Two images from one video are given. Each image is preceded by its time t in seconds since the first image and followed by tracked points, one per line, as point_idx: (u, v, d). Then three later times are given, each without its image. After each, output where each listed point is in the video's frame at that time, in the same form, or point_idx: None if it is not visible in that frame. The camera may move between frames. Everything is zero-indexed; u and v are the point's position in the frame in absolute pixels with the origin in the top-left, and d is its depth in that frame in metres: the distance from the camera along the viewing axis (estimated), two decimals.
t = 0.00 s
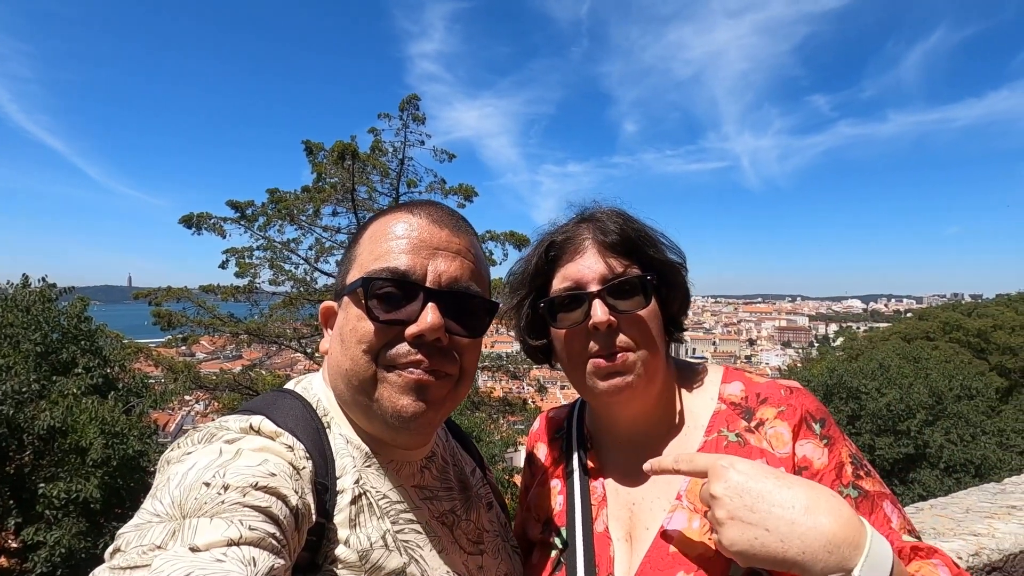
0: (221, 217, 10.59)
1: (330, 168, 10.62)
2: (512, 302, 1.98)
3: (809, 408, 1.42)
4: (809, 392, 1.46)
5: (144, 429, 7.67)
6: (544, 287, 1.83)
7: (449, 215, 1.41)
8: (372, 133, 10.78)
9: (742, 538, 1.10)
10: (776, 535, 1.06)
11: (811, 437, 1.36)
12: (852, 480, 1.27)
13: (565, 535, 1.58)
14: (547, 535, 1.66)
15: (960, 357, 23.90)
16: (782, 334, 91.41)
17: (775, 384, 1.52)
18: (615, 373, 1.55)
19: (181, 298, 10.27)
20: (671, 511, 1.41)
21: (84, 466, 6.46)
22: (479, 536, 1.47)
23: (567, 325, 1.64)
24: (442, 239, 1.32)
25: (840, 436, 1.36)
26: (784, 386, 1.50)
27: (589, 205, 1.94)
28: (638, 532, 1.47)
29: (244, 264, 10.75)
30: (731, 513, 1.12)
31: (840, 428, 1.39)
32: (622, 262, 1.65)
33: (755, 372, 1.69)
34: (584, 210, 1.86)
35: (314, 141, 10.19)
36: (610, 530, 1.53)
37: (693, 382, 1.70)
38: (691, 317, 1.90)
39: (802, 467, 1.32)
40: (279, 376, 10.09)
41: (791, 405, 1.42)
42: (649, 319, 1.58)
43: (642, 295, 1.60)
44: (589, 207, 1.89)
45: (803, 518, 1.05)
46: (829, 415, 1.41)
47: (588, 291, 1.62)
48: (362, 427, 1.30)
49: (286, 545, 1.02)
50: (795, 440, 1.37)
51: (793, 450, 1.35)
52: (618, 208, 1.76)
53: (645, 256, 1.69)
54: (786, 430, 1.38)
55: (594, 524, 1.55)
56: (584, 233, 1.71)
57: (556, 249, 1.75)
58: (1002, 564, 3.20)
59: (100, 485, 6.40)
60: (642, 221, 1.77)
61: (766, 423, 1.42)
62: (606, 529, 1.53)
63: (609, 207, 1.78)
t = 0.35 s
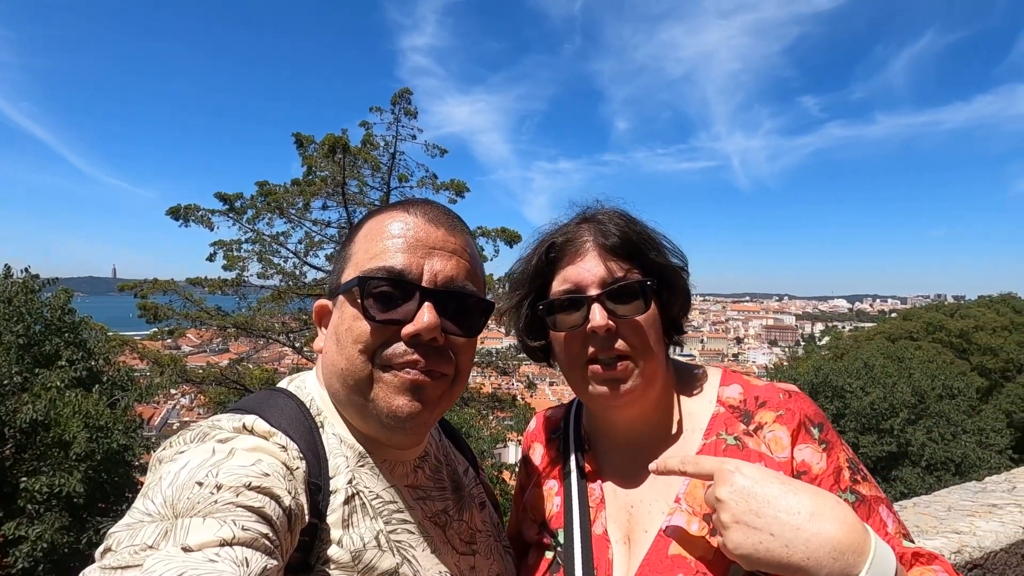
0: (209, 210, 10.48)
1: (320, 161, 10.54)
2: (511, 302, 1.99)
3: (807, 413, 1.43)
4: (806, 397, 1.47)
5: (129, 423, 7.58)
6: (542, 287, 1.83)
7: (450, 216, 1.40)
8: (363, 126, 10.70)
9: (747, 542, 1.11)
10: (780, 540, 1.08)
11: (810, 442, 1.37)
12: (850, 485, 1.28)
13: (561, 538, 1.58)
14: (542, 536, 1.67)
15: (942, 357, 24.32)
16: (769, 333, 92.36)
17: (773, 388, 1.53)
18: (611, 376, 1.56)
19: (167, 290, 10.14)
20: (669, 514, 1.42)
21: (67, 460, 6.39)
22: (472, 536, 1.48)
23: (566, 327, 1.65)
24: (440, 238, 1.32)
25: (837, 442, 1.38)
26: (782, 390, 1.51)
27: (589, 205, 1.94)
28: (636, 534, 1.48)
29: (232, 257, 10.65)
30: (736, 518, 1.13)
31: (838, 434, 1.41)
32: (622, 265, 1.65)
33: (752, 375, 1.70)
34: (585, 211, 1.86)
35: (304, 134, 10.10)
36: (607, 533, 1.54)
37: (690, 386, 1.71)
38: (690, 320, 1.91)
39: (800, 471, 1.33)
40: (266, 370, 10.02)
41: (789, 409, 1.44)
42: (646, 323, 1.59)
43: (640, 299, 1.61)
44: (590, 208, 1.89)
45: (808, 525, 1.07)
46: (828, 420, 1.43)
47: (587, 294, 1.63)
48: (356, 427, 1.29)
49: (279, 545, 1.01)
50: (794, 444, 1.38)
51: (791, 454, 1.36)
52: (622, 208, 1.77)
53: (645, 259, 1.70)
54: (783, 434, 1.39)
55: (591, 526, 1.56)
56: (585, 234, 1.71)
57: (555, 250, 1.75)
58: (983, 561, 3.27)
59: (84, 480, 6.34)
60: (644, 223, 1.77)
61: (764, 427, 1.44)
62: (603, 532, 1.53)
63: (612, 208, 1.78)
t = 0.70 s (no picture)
0: (197, 203, 10.36)
1: (311, 155, 10.46)
2: (507, 302, 1.99)
3: (799, 414, 1.46)
4: (799, 398, 1.49)
5: (115, 418, 7.49)
6: (537, 288, 1.84)
7: (449, 216, 1.40)
8: (354, 120, 10.62)
9: (741, 520, 1.15)
10: (774, 527, 1.11)
11: (801, 444, 1.39)
12: (841, 486, 1.31)
13: (557, 538, 1.59)
14: (537, 537, 1.68)
15: (925, 356, 24.71)
16: (757, 331, 93.24)
17: (765, 390, 1.55)
18: (605, 379, 1.58)
19: (154, 284, 10.03)
20: (664, 516, 1.44)
21: (51, 455, 6.31)
22: (469, 536, 1.48)
23: (560, 330, 1.65)
24: (440, 239, 1.32)
25: (828, 443, 1.40)
26: (774, 392, 1.54)
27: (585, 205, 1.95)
28: (631, 536, 1.50)
29: (220, 251, 10.54)
30: (735, 496, 1.17)
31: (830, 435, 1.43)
32: (617, 268, 1.66)
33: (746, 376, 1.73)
34: (580, 212, 1.87)
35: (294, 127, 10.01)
36: (602, 534, 1.55)
37: (685, 388, 1.73)
38: (686, 320, 1.92)
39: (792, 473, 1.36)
40: (255, 365, 9.94)
41: (781, 411, 1.46)
42: (640, 325, 1.61)
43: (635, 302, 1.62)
44: (586, 209, 1.90)
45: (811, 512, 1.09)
46: (819, 422, 1.45)
47: (582, 296, 1.64)
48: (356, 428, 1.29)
49: (277, 545, 1.01)
50: (785, 447, 1.40)
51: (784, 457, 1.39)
52: (618, 210, 1.78)
53: (640, 261, 1.71)
54: (776, 436, 1.41)
55: (586, 527, 1.57)
56: (580, 236, 1.71)
57: (551, 252, 1.76)
58: (966, 557, 3.35)
59: (68, 475, 6.28)
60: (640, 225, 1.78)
61: (757, 429, 1.46)
62: (599, 533, 1.55)
63: (608, 209, 1.79)
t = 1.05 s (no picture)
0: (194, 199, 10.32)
1: (309, 151, 10.43)
2: (508, 302, 1.99)
3: (800, 416, 1.46)
4: (799, 400, 1.50)
5: (112, 415, 7.47)
6: (538, 290, 1.84)
7: (450, 216, 1.40)
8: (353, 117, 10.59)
9: (729, 487, 1.22)
10: (759, 499, 1.17)
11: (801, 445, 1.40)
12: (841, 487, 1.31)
13: (557, 539, 1.60)
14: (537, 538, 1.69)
15: (922, 356, 24.79)
16: (754, 330, 93.45)
17: (767, 392, 1.56)
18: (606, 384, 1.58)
19: (152, 280, 10.00)
20: (664, 518, 1.44)
21: (48, 451, 6.29)
22: (469, 536, 1.49)
23: (561, 332, 1.65)
24: (442, 240, 1.32)
25: (829, 444, 1.40)
26: (775, 393, 1.54)
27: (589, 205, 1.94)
28: (631, 538, 1.51)
29: (218, 247, 10.51)
30: (730, 463, 1.23)
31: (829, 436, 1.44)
32: (620, 271, 1.66)
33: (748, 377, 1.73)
34: (583, 212, 1.86)
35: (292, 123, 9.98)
36: (603, 537, 1.56)
37: (686, 391, 1.73)
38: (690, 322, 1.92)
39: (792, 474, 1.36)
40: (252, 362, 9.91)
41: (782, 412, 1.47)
42: (641, 330, 1.61)
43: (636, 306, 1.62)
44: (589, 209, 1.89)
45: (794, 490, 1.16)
46: (819, 423, 1.45)
47: (583, 300, 1.64)
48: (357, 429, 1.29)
49: (278, 545, 1.01)
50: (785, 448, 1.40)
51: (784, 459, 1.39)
52: (621, 211, 1.78)
53: (643, 265, 1.71)
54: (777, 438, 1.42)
55: (587, 529, 1.58)
56: (583, 238, 1.71)
57: (553, 254, 1.75)
58: (962, 557, 3.37)
59: (65, 471, 6.25)
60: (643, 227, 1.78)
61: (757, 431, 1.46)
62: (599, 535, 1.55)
63: (612, 210, 1.79)
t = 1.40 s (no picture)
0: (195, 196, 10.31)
1: (310, 149, 10.41)
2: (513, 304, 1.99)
3: (810, 421, 1.46)
4: (808, 405, 1.50)
5: (112, 412, 7.47)
6: (545, 295, 1.84)
7: (449, 215, 1.39)
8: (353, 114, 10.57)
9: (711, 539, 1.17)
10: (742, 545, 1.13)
11: (813, 450, 1.39)
12: (856, 490, 1.32)
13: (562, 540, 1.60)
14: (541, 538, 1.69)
15: (922, 355, 24.80)
16: (754, 329, 93.47)
17: (776, 396, 1.56)
18: (608, 398, 1.60)
19: (152, 277, 9.99)
20: (672, 519, 1.44)
21: (48, 448, 6.30)
22: (471, 536, 1.49)
23: (566, 342, 1.66)
24: (441, 240, 1.31)
25: (841, 448, 1.39)
26: (785, 398, 1.54)
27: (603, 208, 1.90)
28: (639, 540, 1.51)
29: (218, 244, 10.50)
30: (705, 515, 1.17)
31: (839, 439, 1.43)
32: (628, 284, 1.64)
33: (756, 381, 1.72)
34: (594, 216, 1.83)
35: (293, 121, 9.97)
36: (610, 537, 1.56)
37: (693, 399, 1.73)
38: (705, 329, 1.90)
39: (806, 480, 1.35)
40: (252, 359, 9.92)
41: (792, 417, 1.46)
42: (645, 343, 1.60)
43: (641, 321, 1.62)
44: (602, 211, 1.86)
45: None
46: (830, 426, 1.45)
47: (589, 311, 1.64)
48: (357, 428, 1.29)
49: (278, 546, 1.01)
50: (796, 453, 1.40)
51: (795, 465, 1.38)
52: (634, 218, 1.73)
53: (654, 277, 1.68)
54: (787, 444, 1.41)
55: (593, 530, 1.58)
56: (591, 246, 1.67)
57: (560, 262, 1.73)
58: (962, 557, 3.37)
59: (65, 468, 6.25)
60: (657, 235, 1.73)
61: (767, 435, 1.46)
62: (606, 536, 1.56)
63: (625, 216, 1.75)
